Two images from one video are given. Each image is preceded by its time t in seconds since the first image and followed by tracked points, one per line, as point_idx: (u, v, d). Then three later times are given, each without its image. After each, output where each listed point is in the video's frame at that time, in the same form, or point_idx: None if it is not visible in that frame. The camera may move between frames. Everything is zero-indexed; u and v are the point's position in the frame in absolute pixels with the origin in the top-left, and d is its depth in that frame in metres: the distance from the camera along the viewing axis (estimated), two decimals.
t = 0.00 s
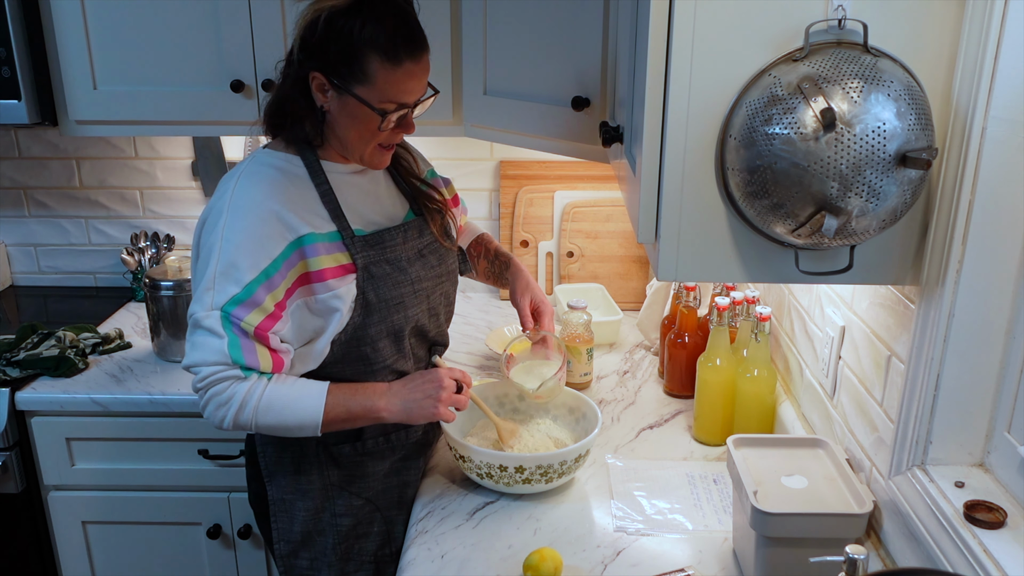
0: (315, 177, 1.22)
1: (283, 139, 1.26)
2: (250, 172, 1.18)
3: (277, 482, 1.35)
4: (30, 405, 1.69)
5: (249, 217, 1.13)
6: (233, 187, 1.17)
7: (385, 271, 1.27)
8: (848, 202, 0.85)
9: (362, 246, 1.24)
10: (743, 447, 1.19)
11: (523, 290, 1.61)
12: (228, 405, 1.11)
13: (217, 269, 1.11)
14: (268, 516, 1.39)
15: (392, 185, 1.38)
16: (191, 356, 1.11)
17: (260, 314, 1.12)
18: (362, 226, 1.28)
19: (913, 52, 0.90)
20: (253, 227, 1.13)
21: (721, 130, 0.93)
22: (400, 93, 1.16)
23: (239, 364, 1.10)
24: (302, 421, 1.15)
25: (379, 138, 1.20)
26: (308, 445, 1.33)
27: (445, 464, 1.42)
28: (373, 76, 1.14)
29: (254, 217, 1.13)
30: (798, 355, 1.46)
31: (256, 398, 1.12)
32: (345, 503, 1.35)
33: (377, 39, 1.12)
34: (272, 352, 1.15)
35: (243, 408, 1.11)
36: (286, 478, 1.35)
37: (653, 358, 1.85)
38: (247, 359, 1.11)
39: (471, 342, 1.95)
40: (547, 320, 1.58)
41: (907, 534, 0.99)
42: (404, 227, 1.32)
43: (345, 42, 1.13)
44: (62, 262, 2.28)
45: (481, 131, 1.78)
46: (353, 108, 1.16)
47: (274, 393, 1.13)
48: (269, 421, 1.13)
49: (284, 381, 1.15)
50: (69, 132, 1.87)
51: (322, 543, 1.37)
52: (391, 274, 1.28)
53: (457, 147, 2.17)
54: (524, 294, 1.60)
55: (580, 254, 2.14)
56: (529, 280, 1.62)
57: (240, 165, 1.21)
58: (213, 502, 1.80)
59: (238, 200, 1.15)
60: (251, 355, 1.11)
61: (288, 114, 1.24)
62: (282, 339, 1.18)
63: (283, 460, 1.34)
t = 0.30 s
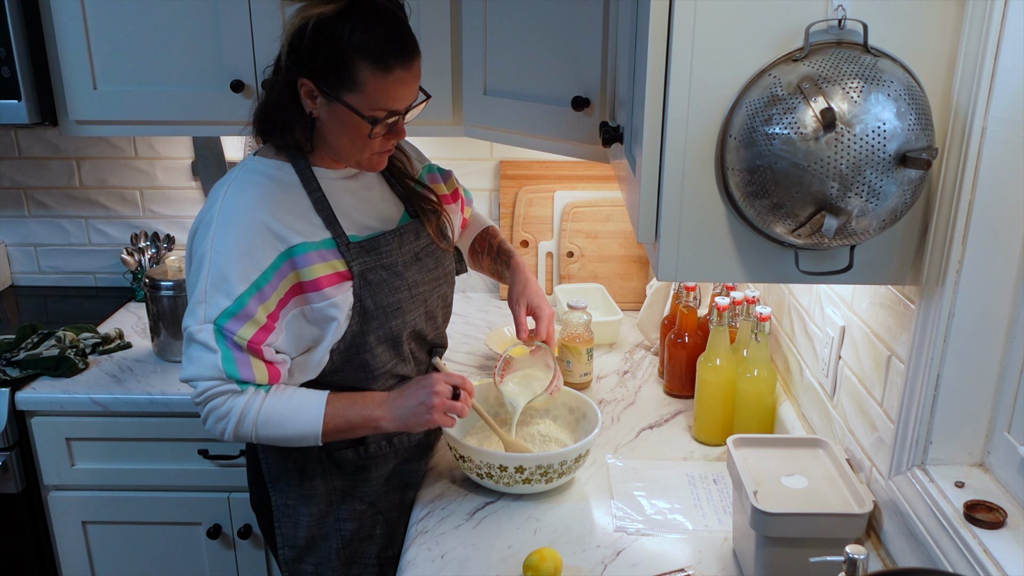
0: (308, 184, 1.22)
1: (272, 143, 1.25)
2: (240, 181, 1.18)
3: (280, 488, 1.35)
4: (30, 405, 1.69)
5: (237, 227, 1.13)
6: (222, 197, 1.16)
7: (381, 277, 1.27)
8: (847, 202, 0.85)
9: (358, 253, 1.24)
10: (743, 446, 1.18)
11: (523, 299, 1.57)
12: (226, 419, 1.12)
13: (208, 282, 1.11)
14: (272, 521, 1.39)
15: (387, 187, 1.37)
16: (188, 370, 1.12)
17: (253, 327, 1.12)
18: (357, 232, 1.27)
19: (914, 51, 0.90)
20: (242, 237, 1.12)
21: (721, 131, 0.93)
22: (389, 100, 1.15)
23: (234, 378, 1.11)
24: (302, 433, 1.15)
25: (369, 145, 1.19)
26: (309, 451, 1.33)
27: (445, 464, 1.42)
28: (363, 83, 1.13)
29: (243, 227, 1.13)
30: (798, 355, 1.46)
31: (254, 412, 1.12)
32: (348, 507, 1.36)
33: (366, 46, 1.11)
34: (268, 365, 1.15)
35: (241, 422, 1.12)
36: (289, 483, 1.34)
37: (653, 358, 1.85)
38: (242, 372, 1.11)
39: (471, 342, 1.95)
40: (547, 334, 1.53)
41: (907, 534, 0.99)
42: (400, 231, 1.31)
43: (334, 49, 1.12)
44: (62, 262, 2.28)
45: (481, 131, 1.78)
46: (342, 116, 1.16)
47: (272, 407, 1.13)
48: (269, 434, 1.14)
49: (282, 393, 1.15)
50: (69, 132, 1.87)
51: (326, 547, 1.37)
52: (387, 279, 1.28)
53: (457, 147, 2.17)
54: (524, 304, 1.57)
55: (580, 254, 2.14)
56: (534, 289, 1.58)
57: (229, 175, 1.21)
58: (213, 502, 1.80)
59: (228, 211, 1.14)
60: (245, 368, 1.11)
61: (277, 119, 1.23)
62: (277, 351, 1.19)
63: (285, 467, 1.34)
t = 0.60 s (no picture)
0: (299, 188, 1.21)
1: (262, 147, 1.25)
2: (232, 186, 1.17)
3: (277, 495, 1.35)
4: (30, 405, 1.69)
5: (229, 234, 1.12)
6: (211, 203, 1.16)
7: (373, 281, 1.27)
8: (847, 202, 0.85)
9: (349, 257, 1.24)
10: (743, 447, 1.19)
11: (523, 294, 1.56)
12: (217, 426, 1.12)
13: (199, 287, 1.10)
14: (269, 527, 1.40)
15: (379, 190, 1.37)
16: (176, 378, 1.11)
17: (244, 333, 1.12)
18: (348, 236, 1.28)
19: (914, 51, 0.90)
20: (234, 244, 1.12)
21: (721, 131, 0.93)
22: (379, 102, 1.14)
23: (226, 385, 1.10)
24: (294, 438, 1.15)
25: (361, 148, 1.19)
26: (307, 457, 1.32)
27: (445, 463, 1.42)
28: (352, 85, 1.12)
29: (234, 234, 1.12)
30: (798, 354, 1.46)
31: (245, 419, 1.12)
32: (347, 513, 1.36)
33: (355, 48, 1.10)
34: (260, 371, 1.15)
35: (232, 429, 1.12)
36: (287, 489, 1.34)
37: (653, 358, 1.85)
38: (235, 379, 1.11)
39: (471, 342, 1.95)
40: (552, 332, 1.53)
41: (907, 533, 0.99)
42: (392, 234, 1.31)
43: (322, 52, 1.11)
44: (62, 262, 2.28)
45: (481, 131, 1.78)
46: (332, 119, 1.15)
47: (263, 413, 1.13)
48: (260, 440, 1.14)
49: (272, 399, 1.15)
50: (69, 132, 1.87)
51: (325, 553, 1.38)
52: (380, 284, 1.28)
53: (457, 147, 2.17)
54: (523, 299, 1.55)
55: (580, 254, 2.14)
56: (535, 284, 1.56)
57: (218, 179, 1.20)
58: (213, 502, 1.80)
59: (218, 217, 1.14)
60: (238, 375, 1.11)
61: (266, 123, 1.23)
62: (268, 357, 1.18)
63: (282, 473, 1.33)
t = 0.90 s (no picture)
0: (289, 187, 1.22)
1: (252, 146, 1.25)
2: (221, 185, 1.17)
3: (267, 499, 1.34)
4: (30, 405, 1.69)
5: (223, 231, 1.11)
6: (203, 201, 1.15)
7: (364, 280, 1.27)
8: (847, 202, 0.85)
9: (340, 256, 1.24)
10: (743, 446, 1.19)
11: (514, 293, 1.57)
12: (233, 431, 1.11)
13: (201, 286, 1.09)
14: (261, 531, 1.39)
15: (370, 189, 1.37)
16: (185, 386, 1.09)
17: (253, 333, 1.12)
18: (339, 235, 1.27)
19: (913, 52, 0.90)
20: (228, 241, 1.11)
21: (721, 130, 0.93)
22: (371, 97, 1.14)
23: (240, 388, 1.10)
24: (308, 447, 1.16)
25: (353, 145, 1.19)
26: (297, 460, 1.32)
27: (445, 463, 1.42)
28: (343, 81, 1.12)
29: (227, 230, 1.12)
30: (798, 354, 1.46)
31: (263, 424, 1.12)
32: (337, 517, 1.35)
33: (346, 43, 1.10)
34: (270, 371, 1.15)
35: (248, 435, 1.12)
36: (276, 494, 1.33)
37: (653, 358, 1.85)
38: (249, 381, 1.10)
39: (470, 342, 1.95)
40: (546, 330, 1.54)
41: (907, 533, 0.99)
42: (383, 233, 1.31)
43: (312, 47, 1.11)
44: (62, 262, 2.28)
45: (481, 131, 1.78)
46: (324, 116, 1.15)
47: (281, 419, 1.14)
48: (274, 447, 1.14)
49: (288, 405, 1.16)
50: (69, 132, 1.87)
51: (317, 558, 1.37)
52: (371, 283, 1.28)
53: (457, 147, 2.17)
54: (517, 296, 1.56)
55: (580, 254, 2.14)
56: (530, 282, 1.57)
57: (208, 179, 1.19)
58: (212, 502, 1.80)
59: (212, 216, 1.13)
60: (251, 377, 1.11)
61: (255, 121, 1.22)
62: (275, 356, 1.18)
63: (271, 477, 1.32)
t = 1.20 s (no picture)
0: (286, 185, 1.21)
1: (252, 148, 1.24)
2: (216, 182, 1.17)
3: (265, 500, 1.35)
4: (30, 405, 1.69)
5: (215, 225, 1.12)
6: (198, 197, 1.15)
7: (360, 279, 1.27)
8: (847, 202, 0.85)
9: (336, 255, 1.24)
10: (743, 446, 1.18)
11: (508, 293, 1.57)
12: (200, 420, 1.09)
13: (183, 277, 1.09)
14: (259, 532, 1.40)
15: (366, 190, 1.37)
16: (156, 372, 1.07)
17: (229, 325, 1.10)
18: (335, 235, 1.27)
19: (913, 52, 0.90)
20: (219, 236, 1.11)
21: (721, 130, 0.93)
22: (371, 92, 1.14)
23: (211, 376, 1.08)
24: (279, 433, 1.14)
25: (353, 141, 1.19)
26: (294, 461, 1.31)
27: (445, 463, 1.43)
28: (343, 76, 1.12)
29: (221, 225, 1.12)
30: (798, 354, 1.46)
31: (231, 412, 1.10)
32: (335, 518, 1.35)
33: (345, 39, 1.11)
34: (244, 364, 1.14)
35: (215, 423, 1.09)
36: (274, 494, 1.34)
37: (653, 358, 1.85)
38: (220, 370, 1.09)
39: (470, 342, 1.95)
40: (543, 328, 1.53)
41: (907, 534, 0.99)
42: (379, 232, 1.32)
43: (311, 44, 1.11)
44: (62, 262, 2.28)
45: (481, 131, 1.78)
46: (325, 113, 1.15)
47: (249, 406, 1.11)
48: (244, 435, 1.12)
49: (256, 393, 1.13)
50: (69, 132, 1.87)
51: (315, 558, 1.37)
52: (367, 282, 1.28)
53: (457, 147, 2.17)
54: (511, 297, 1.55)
55: (580, 254, 2.14)
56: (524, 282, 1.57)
57: (205, 176, 1.19)
58: (213, 503, 1.80)
59: (203, 210, 1.13)
60: (223, 366, 1.09)
61: (257, 122, 1.22)
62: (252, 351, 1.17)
63: (269, 477, 1.33)
